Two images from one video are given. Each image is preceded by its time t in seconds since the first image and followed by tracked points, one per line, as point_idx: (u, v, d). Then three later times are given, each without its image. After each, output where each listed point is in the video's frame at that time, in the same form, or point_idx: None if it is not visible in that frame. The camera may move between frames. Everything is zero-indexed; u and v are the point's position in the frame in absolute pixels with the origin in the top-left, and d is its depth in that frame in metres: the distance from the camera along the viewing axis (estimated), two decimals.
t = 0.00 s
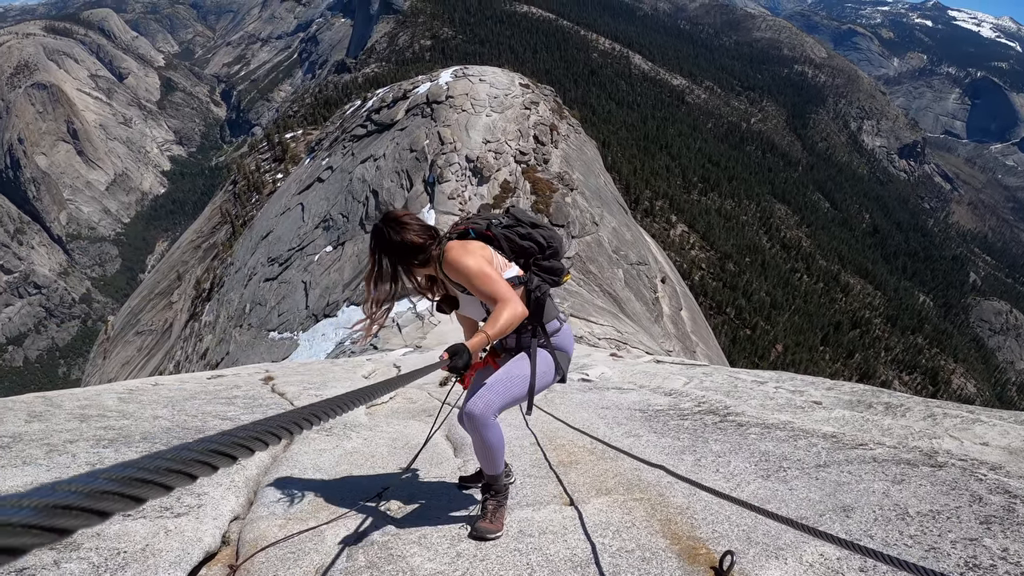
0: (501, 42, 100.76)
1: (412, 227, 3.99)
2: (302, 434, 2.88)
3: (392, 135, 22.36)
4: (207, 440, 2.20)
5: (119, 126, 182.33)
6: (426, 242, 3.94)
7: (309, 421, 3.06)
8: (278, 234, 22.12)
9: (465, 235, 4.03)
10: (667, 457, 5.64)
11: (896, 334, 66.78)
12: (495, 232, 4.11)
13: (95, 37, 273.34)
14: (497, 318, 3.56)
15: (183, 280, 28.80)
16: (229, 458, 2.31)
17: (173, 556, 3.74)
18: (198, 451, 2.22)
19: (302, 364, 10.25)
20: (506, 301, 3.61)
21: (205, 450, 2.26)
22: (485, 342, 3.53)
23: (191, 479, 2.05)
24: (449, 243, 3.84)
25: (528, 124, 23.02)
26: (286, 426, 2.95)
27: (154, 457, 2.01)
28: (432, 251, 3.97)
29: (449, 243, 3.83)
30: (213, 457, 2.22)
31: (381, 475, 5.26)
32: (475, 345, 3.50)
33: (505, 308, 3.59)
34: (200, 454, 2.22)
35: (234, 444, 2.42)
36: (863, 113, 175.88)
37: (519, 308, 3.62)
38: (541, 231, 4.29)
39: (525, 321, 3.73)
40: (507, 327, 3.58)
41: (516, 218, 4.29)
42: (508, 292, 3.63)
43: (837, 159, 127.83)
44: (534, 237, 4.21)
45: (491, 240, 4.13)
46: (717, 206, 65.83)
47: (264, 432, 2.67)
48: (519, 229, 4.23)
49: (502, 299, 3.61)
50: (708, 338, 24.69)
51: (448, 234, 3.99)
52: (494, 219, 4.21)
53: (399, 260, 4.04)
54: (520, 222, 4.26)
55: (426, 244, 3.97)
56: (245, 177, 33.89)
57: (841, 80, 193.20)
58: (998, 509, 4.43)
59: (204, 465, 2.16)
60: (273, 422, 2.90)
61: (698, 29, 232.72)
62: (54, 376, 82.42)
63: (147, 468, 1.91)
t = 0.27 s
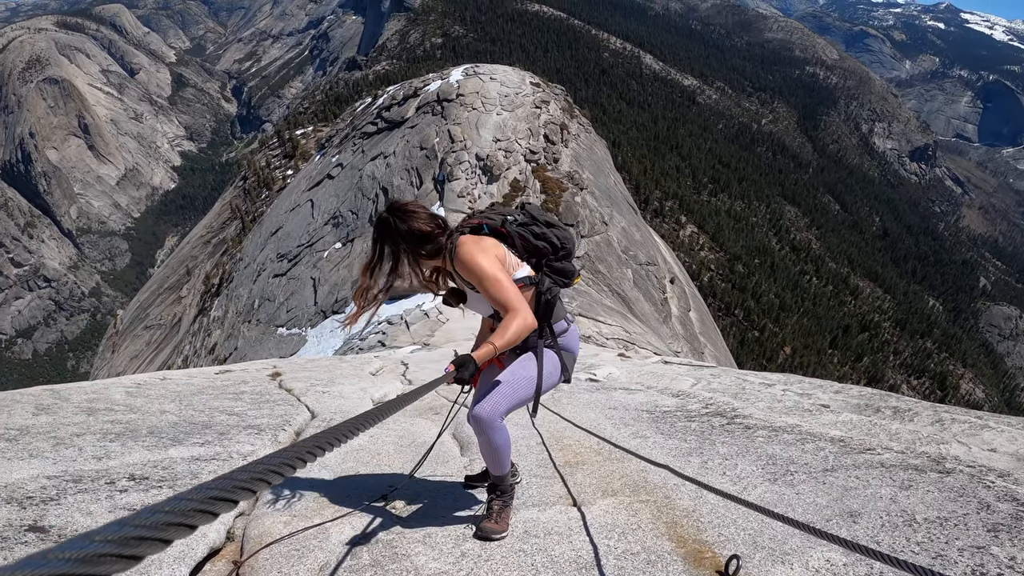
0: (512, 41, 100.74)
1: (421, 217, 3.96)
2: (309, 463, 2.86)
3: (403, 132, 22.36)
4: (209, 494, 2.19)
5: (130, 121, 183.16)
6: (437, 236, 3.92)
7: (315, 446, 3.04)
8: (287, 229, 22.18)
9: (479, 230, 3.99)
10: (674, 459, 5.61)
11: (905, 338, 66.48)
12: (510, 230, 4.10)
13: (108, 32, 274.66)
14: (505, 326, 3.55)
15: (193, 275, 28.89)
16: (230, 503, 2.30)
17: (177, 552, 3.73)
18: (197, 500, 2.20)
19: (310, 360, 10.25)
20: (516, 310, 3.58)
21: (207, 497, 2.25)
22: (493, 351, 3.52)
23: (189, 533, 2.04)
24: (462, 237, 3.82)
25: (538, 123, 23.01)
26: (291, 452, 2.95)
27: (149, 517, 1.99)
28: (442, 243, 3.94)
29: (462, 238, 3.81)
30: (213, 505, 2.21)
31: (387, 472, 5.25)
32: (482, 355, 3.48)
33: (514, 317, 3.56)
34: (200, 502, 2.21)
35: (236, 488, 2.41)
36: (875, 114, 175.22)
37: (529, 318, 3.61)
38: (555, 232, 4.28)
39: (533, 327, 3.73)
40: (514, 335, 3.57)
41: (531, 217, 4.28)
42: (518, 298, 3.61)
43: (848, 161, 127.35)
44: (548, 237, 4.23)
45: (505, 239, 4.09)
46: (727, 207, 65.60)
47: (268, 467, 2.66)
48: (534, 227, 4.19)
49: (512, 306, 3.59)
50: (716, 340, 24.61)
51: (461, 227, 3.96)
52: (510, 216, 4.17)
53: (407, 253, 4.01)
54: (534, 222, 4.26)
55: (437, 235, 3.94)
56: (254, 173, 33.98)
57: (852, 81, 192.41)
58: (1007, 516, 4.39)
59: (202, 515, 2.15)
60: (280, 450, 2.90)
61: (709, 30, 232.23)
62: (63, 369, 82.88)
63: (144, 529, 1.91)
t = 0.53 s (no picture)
0: (521, 37, 100.53)
1: (449, 201, 3.85)
2: (339, 465, 2.82)
3: (412, 126, 22.37)
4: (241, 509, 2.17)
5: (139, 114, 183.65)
6: (466, 220, 3.82)
7: (342, 448, 3.00)
8: (295, 224, 22.24)
9: (507, 221, 3.94)
10: (681, 456, 5.61)
11: (912, 339, 66.31)
12: (538, 223, 4.04)
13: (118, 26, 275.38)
14: (520, 329, 3.54)
15: (200, 268, 28.99)
16: (259, 513, 2.28)
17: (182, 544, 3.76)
18: (228, 512, 2.19)
19: (318, 353, 10.26)
20: (535, 311, 3.56)
21: (237, 511, 2.24)
22: (506, 353, 3.52)
23: (218, 548, 2.02)
24: (489, 226, 3.75)
25: (547, 120, 23.00)
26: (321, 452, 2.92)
27: (180, 535, 1.97)
28: (467, 227, 3.84)
29: (490, 227, 3.73)
30: (242, 516, 2.20)
31: (395, 466, 5.27)
32: (495, 355, 3.50)
33: (531, 319, 3.54)
34: (230, 515, 2.19)
35: (266, 496, 2.39)
36: (884, 114, 174.68)
37: (544, 323, 3.59)
38: (581, 231, 4.24)
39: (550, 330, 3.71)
40: (530, 336, 3.57)
41: (561, 215, 4.22)
42: (536, 300, 3.59)
43: (857, 161, 126.86)
44: (575, 239, 4.15)
45: (533, 232, 4.04)
46: (735, 206, 65.34)
47: (296, 472, 2.64)
48: (562, 224, 4.17)
49: (530, 307, 3.58)
50: (722, 338, 24.59)
51: (488, 215, 3.90)
52: (542, 211, 4.13)
53: (432, 234, 3.90)
54: (563, 219, 4.19)
55: (463, 220, 3.85)
56: (263, 167, 34.06)
57: (862, 81, 191.69)
58: (1013, 517, 4.38)
59: (233, 529, 2.13)
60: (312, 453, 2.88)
61: (719, 28, 231.46)
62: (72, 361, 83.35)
63: (179, 550, 1.89)
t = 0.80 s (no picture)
0: (524, 34, 100.41)
1: (468, 189, 3.83)
2: (374, 460, 2.80)
3: (415, 123, 22.36)
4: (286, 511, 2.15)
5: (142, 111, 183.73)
6: (483, 210, 3.80)
7: (373, 442, 2.97)
8: (298, 220, 22.23)
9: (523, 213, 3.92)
10: (687, 451, 5.59)
11: (916, 337, 66.22)
12: (554, 216, 4.05)
13: (122, 23, 275.66)
14: (534, 325, 3.54)
15: (204, 265, 28.99)
16: (298, 515, 2.26)
17: (186, 536, 3.74)
18: (269, 514, 2.16)
19: (322, 349, 10.25)
20: (547, 306, 3.57)
21: (279, 514, 2.22)
22: (519, 347, 3.52)
23: (264, 554, 2.00)
24: (506, 215, 3.73)
25: (550, 117, 22.97)
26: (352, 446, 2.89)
27: (225, 540, 1.94)
28: (483, 218, 3.82)
29: (506, 217, 3.72)
30: (284, 517, 2.18)
31: (398, 461, 5.26)
32: (508, 349, 3.49)
33: (543, 313, 3.56)
34: (270, 518, 2.16)
35: (305, 497, 2.36)
36: (888, 112, 174.23)
37: (556, 318, 3.60)
38: (595, 228, 4.23)
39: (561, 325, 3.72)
40: (544, 329, 3.57)
41: (576, 209, 4.21)
42: (549, 296, 3.61)
43: (861, 159, 126.55)
44: (588, 235, 4.14)
45: (546, 226, 4.04)
46: (739, 203, 65.32)
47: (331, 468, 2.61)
48: (575, 218, 4.15)
49: (542, 304, 3.59)
50: (726, 336, 24.55)
51: (503, 205, 3.88)
52: (555, 205, 4.13)
53: (447, 227, 3.89)
54: (579, 213, 4.18)
55: (477, 209, 3.82)
56: (266, 165, 34.07)
57: (867, 78, 191.32)
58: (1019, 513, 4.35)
59: (277, 531, 2.12)
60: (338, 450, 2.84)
61: (724, 25, 231.03)
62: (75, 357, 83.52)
63: (228, 551, 1.87)
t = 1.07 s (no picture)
0: (528, 31, 100.35)
1: (472, 185, 3.79)
2: (373, 468, 2.77)
3: (418, 121, 22.33)
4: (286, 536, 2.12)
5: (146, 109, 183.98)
6: (488, 208, 3.76)
7: (370, 451, 2.92)
8: (301, 217, 22.23)
9: (530, 210, 3.89)
10: (688, 451, 5.57)
11: (919, 336, 66.13)
12: (560, 214, 4.03)
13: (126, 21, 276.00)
14: (537, 325, 3.53)
15: (207, 263, 29.00)
16: (297, 531, 2.23)
17: (187, 534, 3.72)
18: (262, 530, 2.14)
19: (324, 347, 10.23)
20: (551, 307, 3.56)
21: (279, 531, 2.19)
22: (523, 348, 3.49)
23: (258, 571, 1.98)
24: (511, 213, 3.71)
25: (554, 114, 22.94)
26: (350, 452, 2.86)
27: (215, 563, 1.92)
28: (488, 216, 3.78)
29: (512, 215, 3.69)
30: (277, 534, 2.16)
31: (401, 459, 5.25)
32: (512, 349, 3.47)
33: (548, 314, 3.54)
34: (258, 537, 2.13)
35: (302, 512, 2.33)
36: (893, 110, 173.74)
37: (561, 317, 3.58)
38: (600, 227, 4.21)
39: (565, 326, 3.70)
40: (547, 331, 3.55)
41: (582, 208, 4.18)
42: (554, 299, 3.58)
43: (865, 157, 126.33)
44: (593, 234, 4.11)
45: (553, 224, 4.02)
46: (742, 202, 65.30)
47: (323, 481, 2.60)
48: (581, 217, 4.12)
49: (546, 306, 3.57)
50: (729, 335, 24.50)
51: (509, 202, 3.86)
52: (562, 203, 4.10)
53: (452, 225, 3.85)
54: (585, 212, 4.16)
55: (480, 205, 3.78)
56: (269, 162, 34.09)
57: (871, 77, 190.98)
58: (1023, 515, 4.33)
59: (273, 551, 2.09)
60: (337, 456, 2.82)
61: (728, 23, 230.75)
62: (79, 354, 83.68)
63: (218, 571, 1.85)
